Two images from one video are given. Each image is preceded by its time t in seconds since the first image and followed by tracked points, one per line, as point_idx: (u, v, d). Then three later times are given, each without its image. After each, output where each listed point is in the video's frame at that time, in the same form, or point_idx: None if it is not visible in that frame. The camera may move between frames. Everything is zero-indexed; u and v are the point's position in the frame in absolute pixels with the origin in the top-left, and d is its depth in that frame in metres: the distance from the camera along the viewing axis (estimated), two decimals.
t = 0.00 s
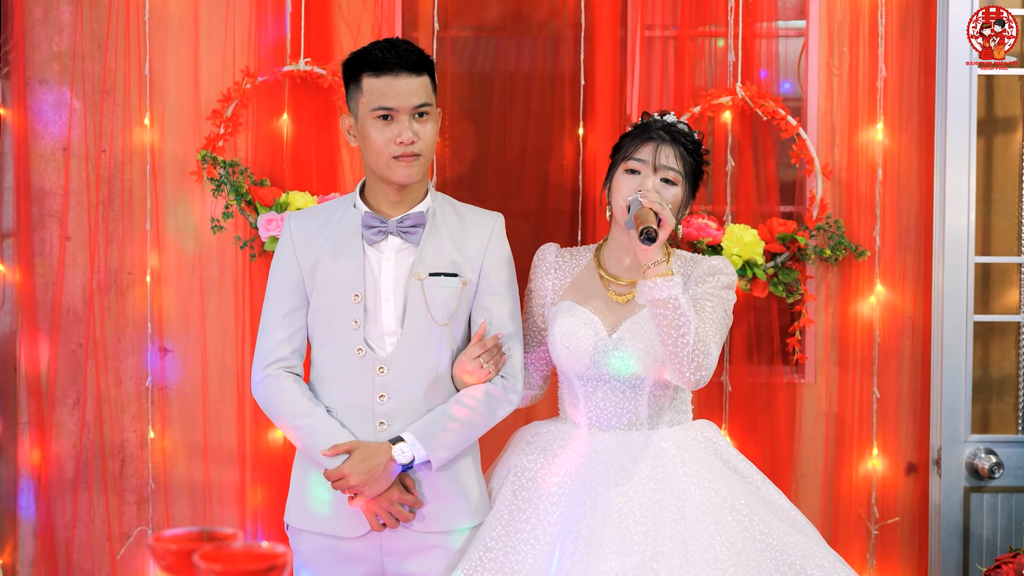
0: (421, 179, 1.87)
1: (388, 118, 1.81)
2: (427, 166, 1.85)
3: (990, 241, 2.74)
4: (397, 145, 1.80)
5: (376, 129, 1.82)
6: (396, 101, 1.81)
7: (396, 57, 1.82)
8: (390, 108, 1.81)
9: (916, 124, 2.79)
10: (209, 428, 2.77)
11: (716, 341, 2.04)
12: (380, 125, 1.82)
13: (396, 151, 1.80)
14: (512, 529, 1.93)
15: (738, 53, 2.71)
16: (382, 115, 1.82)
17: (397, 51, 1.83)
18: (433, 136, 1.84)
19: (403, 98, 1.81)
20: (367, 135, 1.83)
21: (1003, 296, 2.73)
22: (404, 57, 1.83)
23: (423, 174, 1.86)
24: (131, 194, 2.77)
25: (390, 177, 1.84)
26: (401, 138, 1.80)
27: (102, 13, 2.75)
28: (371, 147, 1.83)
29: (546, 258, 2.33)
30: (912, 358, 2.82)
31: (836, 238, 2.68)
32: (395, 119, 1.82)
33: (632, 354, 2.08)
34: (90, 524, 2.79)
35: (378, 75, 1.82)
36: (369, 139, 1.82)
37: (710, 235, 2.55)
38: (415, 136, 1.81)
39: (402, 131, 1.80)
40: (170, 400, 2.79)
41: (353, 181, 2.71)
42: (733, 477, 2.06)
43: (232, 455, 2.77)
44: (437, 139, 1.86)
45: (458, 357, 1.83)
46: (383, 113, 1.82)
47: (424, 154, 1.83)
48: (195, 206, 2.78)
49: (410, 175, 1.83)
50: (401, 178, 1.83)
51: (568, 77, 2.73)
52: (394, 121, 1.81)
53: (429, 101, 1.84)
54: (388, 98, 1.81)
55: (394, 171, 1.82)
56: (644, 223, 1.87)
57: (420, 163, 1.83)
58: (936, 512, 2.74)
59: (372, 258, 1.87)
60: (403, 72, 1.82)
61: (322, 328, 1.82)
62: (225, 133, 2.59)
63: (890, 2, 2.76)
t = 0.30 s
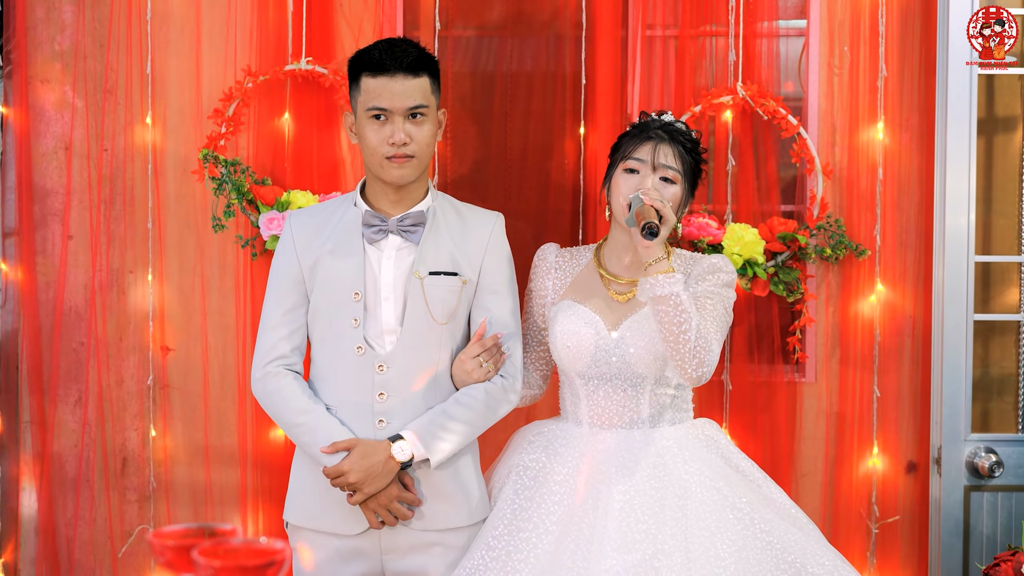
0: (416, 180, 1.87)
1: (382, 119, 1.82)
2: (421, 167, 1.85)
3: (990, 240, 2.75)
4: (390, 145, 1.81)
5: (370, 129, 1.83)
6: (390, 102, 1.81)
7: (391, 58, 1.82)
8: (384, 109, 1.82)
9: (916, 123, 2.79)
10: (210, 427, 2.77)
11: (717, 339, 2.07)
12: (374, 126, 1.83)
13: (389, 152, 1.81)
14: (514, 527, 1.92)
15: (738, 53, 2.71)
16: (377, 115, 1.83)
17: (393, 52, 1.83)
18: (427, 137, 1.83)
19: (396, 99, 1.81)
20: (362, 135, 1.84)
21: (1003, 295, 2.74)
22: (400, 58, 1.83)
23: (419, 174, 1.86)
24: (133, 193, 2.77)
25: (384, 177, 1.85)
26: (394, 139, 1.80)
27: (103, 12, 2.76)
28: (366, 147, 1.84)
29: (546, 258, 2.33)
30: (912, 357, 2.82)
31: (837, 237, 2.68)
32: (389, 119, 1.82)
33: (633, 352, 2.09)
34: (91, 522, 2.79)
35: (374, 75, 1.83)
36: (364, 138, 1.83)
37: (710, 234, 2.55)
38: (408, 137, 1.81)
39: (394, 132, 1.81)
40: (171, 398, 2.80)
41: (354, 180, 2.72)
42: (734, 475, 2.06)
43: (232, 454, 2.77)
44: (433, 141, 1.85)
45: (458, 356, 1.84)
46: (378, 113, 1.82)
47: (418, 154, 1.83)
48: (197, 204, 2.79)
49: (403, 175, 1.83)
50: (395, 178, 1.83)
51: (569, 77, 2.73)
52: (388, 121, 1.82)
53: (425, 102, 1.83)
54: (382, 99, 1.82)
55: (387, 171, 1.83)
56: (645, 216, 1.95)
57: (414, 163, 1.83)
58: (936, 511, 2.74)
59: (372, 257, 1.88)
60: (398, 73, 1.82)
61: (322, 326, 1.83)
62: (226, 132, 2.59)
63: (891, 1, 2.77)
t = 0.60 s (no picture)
0: (410, 173, 1.88)
1: (378, 109, 1.85)
2: (415, 160, 1.86)
3: (989, 239, 2.76)
4: (383, 134, 1.83)
5: (367, 119, 1.86)
6: (387, 93, 1.85)
7: (394, 50, 1.87)
8: (381, 99, 1.85)
9: (915, 123, 2.80)
10: (210, 426, 2.77)
11: (718, 338, 2.06)
12: (371, 115, 1.86)
13: (381, 140, 1.83)
14: (514, 526, 1.94)
15: (738, 52, 2.72)
16: (374, 105, 1.86)
17: (396, 44, 1.88)
18: (422, 129, 1.85)
19: (393, 90, 1.84)
20: (360, 126, 1.87)
21: (1001, 294, 2.75)
22: (401, 51, 1.87)
23: (413, 167, 1.87)
24: (134, 192, 2.78)
25: (378, 167, 1.87)
26: (387, 128, 1.83)
27: (105, 11, 2.77)
28: (363, 137, 1.87)
29: (546, 257, 2.34)
30: (911, 355, 2.83)
31: (837, 235, 2.67)
32: (385, 110, 1.85)
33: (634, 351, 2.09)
34: (93, 520, 2.79)
35: (376, 67, 1.87)
36: (362, 128, 1.87)
37: (711, 233, 2.56)
38: (402, 128, 1.83)
39: (388, 122, 1.83)
40: (173, 396, 2.80)
41: (354, 180, 2.73)
42: (735, 472, 2.07)
43: (233, 453, 2.78)
44: (429, 134, 1.87)
45: (459, 356, 1.84)
46: (375, 103, 1.86)
47: (411, 146, 1.84)
48: (198, 203, 2.79)
49: (395, 165, 1.84)
50: (388, 168, 1.85)
51: (569, 76, 2.74)
52: (384, 112, 1.85)
53: (421, 95, 1.86)
54: (380, 90, 1.85)
55: (380, 161, 1.85)
56: (645, 216, 1.90)
57: (406, 155, 1.84)
58: (934, 509, 2.75)
59: (374, 256, 1.89)
60: (397, 65, 1.86)
61: (324, 324, 1.84)
62: (227, 131, 2.60)
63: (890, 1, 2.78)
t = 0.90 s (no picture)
0: (411, 158, 1.87)
1: (379, 94, 1.87)
2: (415, 143, 1.85)
3: (988, 239, 2.76)
4: (383, 116, 1.84)
5: (368, 106, 1.88)
6: (388, 80, 1.88)
7: (396, 44, 1.93)
8: (382, 86, 1.88)
9: (914, 123, 2.81)
10: (211, 425, 2.78)
11: (720, 340, 2.06)
12: (372, 102, 1.88)
13: (382, 121, 1.84)
14: (515, 523, 1.93)
15: (738, 52, 2.73)
16: (375, 93, 1.89)
17: (399, 40, 1.95)
18: (422, 113, 1.86)
19: (394, 76, 1.88)
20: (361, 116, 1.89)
21: (1000, 293, 2.76)
22: (403, 45, 1.93)
23: (413, 151, 1.86)
24: (134, 191, 2.78)
25: (377, 151, 1.85)
26: (387, 110, 1.84)
27: (104, 10, 2.77)
28: (363, 123, 1.88)
29: (547, 256, 2.35)
30: (909, 353, 2.85)
31: (835, 234, 2.68)
32: (386, 95, 1.88)
33: (635, 351, 2.10)
34: (93, 518, 2.79)
35: (378, 60, 1.93)
36: (362, 115, 1.88)
37: (710, 232, 2.56)
38: (402, 110, 1.85)
39: (389, 105, 1.85)
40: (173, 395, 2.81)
41: (355, 179, 2.73)
42: (735, 472, 2.08)
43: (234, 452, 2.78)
44: (429, 120, 1.88)
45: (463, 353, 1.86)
46: (376, 90, 1.88)
47: (411, 129, 1.85)
48: (198, 202, 2.80)
49: (395, 146, 1.83)
50: (387, 150, 1.84)
51: (569, 75, 2.75)
52: (384, 97, 1.87)
53: (421, 82, 1.89)
54: (382, 77, 1.89)
55: (379, 143, 1.84)
56: (645, 229, 1.82)
57: (406, 136, 1.84)
58: (933, 508, 2.76)
59: (377, 255, 1.89)
60: (399, 56, 1.92)
61: (328, 323, 1.84)
62: (228, 130, 2.61)
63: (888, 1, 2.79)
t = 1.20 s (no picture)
0: (418, 160, 1.88)
1: (379, 100, 1.88)
2: (422, 144, 1.87)
3: (985, 238, 2.78)
4: (387, 121, 1.84)
5: (369, 112, 1.88)
6: (387, 84, 1.88)
7: (391, 47, 1.92)
8: (381, 91, 1.88)
9: (912, 123, 2.83)
10: (211, 424, 2.79)
11: (724, 344, 2.07)
12: (373, 108, 1.88)
13: (386, 126, 1.84)
14: (518, 521, 1.95)
15: (738, 52, 2.74)
16: (376, 98, 1.89)
17: (394, 42, 1.94)
18: (425, 114, 1.87)
19: (392, 80, 1.88)
20: (364, 122, 1.90)
21: (997, 292, 2.77)
22: (398, 47, 1.92)
23: (420, 151, 1.87)
24: (134, 191, 2.78)
25: (385, 157, 1.86)
26: (390, 115, 1.85)
27: (105, 10, 2.77)
28: (367, 131, 1.88)
29: (551, 255, 2.34)
30: (907, 352, 2.87)
31: (835, 234, 2.69)
32: (386, 100, 1.88)
33: (640, 354, 2.10)
34: (93, 518, 2.79)
35: (374, 65, 1.92)
36: (365, 122, 1.89)
37: (711, 232, 2.57)
38: (405, 113, 1.85)
39: (391, 109, 1.85)
40: (173, 395, 2.81)
41: (355, 179, 2.74)
42: (739, 471, 2.09)
43: (235, 451, 2.79)
44: (433, 119, 1.88)
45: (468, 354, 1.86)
46: (376, 96, 1.88)
47: (416, 130, 1.85)
48: (199, 201, 2.80)
49: (403, 150, 1.85)
50: (395, 154, 1.85)
51: (570, 75, 2.76)
52: (385, 102, 1.87)
53: (420, 83, 1.89)
54: (380, 83, 1.89)
55: (386, 148, 1.85)
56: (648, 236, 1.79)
57: (412, 138, 1.85)
58: (931, 506, 2.78)
59: (385, 254, 1.90)
60: (395, 59, 1.91)
61: (334, 321, 1.84)
62: (229, 129, 2.60)
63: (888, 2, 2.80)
